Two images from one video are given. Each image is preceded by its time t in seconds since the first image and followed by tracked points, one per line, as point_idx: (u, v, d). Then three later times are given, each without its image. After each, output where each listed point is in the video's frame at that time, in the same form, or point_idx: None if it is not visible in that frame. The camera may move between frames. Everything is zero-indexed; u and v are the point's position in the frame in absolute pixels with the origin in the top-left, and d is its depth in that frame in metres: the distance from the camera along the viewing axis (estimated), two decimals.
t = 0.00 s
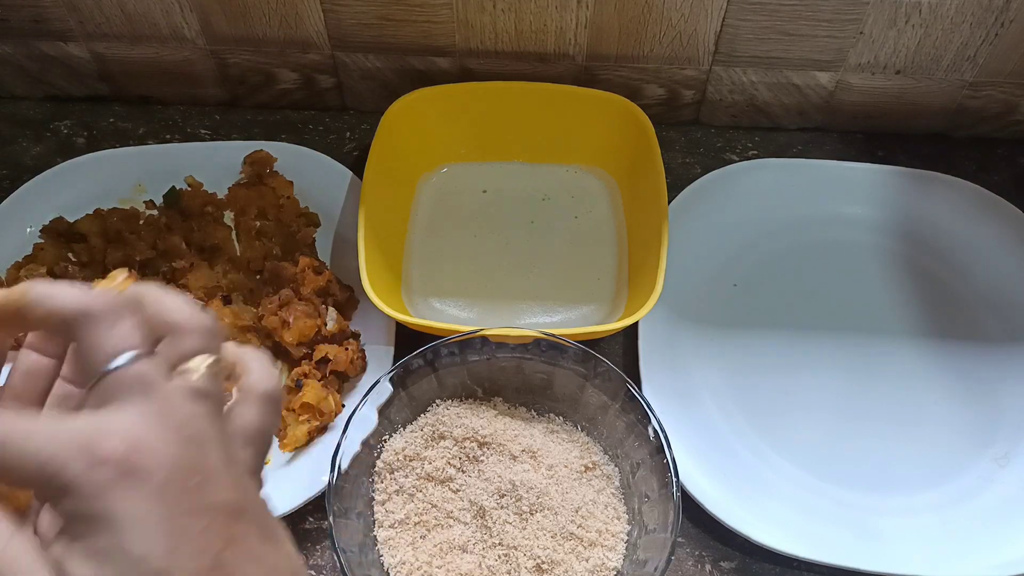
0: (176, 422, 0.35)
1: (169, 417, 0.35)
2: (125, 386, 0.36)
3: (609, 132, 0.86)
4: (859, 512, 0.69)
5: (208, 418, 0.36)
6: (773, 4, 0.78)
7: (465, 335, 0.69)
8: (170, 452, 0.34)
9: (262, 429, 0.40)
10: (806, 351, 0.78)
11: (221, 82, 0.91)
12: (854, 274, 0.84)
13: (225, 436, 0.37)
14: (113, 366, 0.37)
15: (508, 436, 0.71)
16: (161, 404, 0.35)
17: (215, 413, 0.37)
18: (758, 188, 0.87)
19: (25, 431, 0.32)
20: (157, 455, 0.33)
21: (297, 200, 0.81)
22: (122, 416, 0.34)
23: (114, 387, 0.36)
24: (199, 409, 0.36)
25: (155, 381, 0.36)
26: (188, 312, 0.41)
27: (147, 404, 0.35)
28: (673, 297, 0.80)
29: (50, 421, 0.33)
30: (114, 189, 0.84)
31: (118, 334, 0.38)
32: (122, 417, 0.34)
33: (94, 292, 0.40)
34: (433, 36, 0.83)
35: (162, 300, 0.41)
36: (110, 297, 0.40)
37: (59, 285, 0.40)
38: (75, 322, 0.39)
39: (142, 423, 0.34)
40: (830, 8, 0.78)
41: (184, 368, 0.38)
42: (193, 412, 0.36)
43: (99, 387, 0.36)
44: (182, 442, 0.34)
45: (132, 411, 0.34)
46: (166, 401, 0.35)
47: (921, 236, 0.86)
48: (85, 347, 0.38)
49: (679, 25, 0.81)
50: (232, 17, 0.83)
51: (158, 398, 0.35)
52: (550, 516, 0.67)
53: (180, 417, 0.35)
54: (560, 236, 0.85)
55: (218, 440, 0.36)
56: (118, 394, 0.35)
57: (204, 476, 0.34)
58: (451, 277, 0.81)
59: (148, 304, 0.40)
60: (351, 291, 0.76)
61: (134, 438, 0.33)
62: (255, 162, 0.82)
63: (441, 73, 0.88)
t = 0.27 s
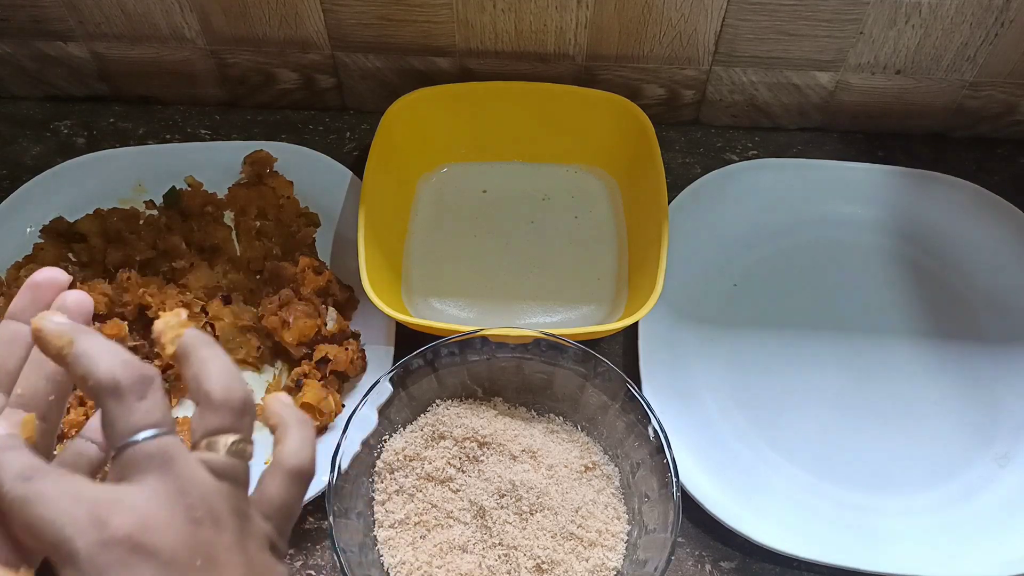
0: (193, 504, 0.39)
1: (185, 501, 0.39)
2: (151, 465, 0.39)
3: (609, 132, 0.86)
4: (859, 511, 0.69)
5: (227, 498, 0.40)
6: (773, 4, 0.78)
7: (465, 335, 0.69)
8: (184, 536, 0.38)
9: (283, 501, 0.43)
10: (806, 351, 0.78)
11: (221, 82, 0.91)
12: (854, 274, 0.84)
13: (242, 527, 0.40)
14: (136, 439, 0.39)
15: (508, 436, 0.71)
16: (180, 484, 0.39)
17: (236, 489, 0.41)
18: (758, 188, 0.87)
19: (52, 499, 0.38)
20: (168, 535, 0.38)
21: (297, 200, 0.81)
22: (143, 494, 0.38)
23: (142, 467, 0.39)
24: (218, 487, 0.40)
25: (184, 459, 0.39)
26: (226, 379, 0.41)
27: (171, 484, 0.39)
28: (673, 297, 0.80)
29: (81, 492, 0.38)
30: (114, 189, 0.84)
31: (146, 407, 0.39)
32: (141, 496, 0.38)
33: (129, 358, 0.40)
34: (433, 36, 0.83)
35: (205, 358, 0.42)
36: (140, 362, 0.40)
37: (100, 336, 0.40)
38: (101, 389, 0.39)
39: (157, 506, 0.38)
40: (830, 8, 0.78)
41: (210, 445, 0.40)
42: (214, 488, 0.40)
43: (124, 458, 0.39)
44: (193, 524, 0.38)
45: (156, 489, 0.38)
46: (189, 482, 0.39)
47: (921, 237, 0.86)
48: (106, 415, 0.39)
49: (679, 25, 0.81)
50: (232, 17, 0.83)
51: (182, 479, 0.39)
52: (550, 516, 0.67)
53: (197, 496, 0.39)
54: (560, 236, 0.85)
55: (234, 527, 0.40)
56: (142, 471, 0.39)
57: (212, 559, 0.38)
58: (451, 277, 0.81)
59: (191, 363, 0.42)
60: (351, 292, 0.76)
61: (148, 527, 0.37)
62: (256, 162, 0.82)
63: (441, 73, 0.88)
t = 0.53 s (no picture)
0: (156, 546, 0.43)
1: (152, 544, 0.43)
2: (117, 508, 0.43)
3: (609, 132, 0.86)
4: (859, 512, 0.69)
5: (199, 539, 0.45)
6: (773, 4, 0.78)
7: (465, 335, 0.69)
8: None
9: (262, 523, 0.48)
10: (806, 351, 0.78)
11: (221, 82, 0.91)
12: (854, 274, 0.84)
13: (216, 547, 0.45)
14: (101, 486, 0.43)
15: (508, 436, 0.71)
16: (145, 531, 0.43)
17: (207, 524, 0.45)
18: (758, 188, 0.87)
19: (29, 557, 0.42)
20: None
21: (297, 200, 0.81)
22: (116, 545, 0.43)
23: (112, 509, 0.43)
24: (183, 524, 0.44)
25: (149, 502, 0.44)
26: (183, 416, 0.44)
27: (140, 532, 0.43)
28: (673, 297, 0.80)
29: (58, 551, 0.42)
30: (114, 189, 0.84)
31: (100, 454, 0.43)
32: (112, 545, 0.42)
33: (83, 398, 0.43)
34: (433, 36, 0.83)
35: (161, 386, 0.45)
36: (91, 401, 0.43)
37: (55, 372, 0.44)
38: (63, 441, 0.42)
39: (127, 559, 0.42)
40: (830, 8, 0.78)
41: (182, 478, 0.44)
42: (181, 524, 0.44)
43: (90, 507, 0.43)
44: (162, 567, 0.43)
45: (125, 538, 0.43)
46: (155, 525, 0.44)
47: (921, 237, 0.86)
48: (69, 465, 0.43)
49: (679, 25, 0.81)
50: (232, 17, 0.83)
51: (148, 526, 0.43)
52: (550, 516, 0.67)
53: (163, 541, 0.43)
54: (560, 236, 0.85)
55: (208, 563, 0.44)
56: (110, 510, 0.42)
57: None
58: (451, 277, 0.81)
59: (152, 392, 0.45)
60: (351, 292, 0.76)
61: (115, 575, 0.42)
62: (256, 162, 0.81)
63: (441, 73, 0.88)
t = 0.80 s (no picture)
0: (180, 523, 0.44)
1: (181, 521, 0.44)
2: (147, 483, 0.45)
3: (609, 132, 0.86)
4: (859, 512, 0.69)
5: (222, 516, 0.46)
6: (773, 4, 0.78)
7: (465, 335, 0.69)
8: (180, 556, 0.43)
9: (283, 511, 0.48)
10: (806, 351, 0.78)
11: (221, 82, 0.91)
12: (854, 274, 0.84)
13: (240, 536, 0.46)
14: (135, 462, 0.45)
15: (508, 436, 0.71)
16: (177, 505, 0.44)
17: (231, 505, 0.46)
18: (758, 188, 0.87)
19: (66, 526, 0.43)
20: (162, 557, 0.43)
21: (297, 200, 0.81)
22: (140, 516, 0.44)
23: (145, 483, 0.44)
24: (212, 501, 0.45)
25: (177, 479, 0.45)
26: (211, 400, 0.46)
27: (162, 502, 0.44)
28: (673, 297, 0.80)
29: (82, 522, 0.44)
30: (114, 189, 0.84)
31: (139, 430, 0.45)
32: (143, 521, 0.44)
33: (126, 377, 0.46)
34: (433, 36, 0.83)
35: (198, 370, 0.46)
36: (132, 379, 0.46)
37: (103, 347, 0.48)
38: (104, 413, 0.45)
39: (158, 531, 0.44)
40: (830, 8, 0.78)
41: (205, 461, 0.46)
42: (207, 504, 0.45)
43: (123, 480, 0.45)
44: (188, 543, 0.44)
45: (155, 515, 0.44)
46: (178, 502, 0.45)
47: (921, 237, 0.86)
48: (105, 436, 0.45)
49: (679, 25, 0.81)
50: (232, 17, 0.83)
51: (177, 499, 0.45)
52: (550, 516, 0.67)
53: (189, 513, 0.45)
54: (560, 235, 0.85)
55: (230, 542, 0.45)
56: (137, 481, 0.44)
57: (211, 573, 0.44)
58: (451, 277, 0.81)
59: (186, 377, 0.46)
60: (351, 292, 0.76)
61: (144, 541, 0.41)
62: (256, 162, 0.82)
63: (441, 73, 0.88)
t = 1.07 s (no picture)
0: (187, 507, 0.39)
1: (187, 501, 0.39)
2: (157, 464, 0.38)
3: (609, 132, 0.86)
4: (859, 512, 0.69)
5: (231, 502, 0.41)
6: (773, 4, 0.78)
7: (465, 335, 0.69)
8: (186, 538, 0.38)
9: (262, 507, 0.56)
10: (806, 350, 0.78)
11: (221, 82, 0.91)
12: (854, 274, 0.84)
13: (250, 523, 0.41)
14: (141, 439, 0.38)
15: (508, 436, 0.71)
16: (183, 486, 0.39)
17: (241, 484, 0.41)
18: (758, 188, 0.87)
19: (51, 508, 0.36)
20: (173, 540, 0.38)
21: (297, 200, 0.81)
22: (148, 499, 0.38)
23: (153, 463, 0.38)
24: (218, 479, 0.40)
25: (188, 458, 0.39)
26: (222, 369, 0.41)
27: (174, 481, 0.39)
28: (673, 298, 0.80)
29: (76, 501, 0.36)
30: (114, 189, 0.84)
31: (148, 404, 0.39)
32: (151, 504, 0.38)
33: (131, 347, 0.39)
34: (433, 36, 0.83)
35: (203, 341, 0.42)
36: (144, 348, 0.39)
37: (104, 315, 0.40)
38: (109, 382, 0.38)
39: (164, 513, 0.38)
40: (829, 8, 0.78)
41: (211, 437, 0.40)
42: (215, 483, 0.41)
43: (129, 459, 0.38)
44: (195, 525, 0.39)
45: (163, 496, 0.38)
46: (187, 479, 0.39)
47: (921, 237, 0.86)
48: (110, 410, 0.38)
49: (679, 25, 0.81)
50: (232, 17, 0.83)
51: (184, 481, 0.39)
52: (550, 516, 0.67)
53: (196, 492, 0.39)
54: (559, 235, 0.85)
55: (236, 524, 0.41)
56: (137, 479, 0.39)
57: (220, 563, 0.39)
58: (450, 277, 0.81)
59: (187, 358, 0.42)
60: (351, 292, 0.76)
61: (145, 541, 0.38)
62: (256, 162, 0.81)
63: (442, 73, 0.88)
